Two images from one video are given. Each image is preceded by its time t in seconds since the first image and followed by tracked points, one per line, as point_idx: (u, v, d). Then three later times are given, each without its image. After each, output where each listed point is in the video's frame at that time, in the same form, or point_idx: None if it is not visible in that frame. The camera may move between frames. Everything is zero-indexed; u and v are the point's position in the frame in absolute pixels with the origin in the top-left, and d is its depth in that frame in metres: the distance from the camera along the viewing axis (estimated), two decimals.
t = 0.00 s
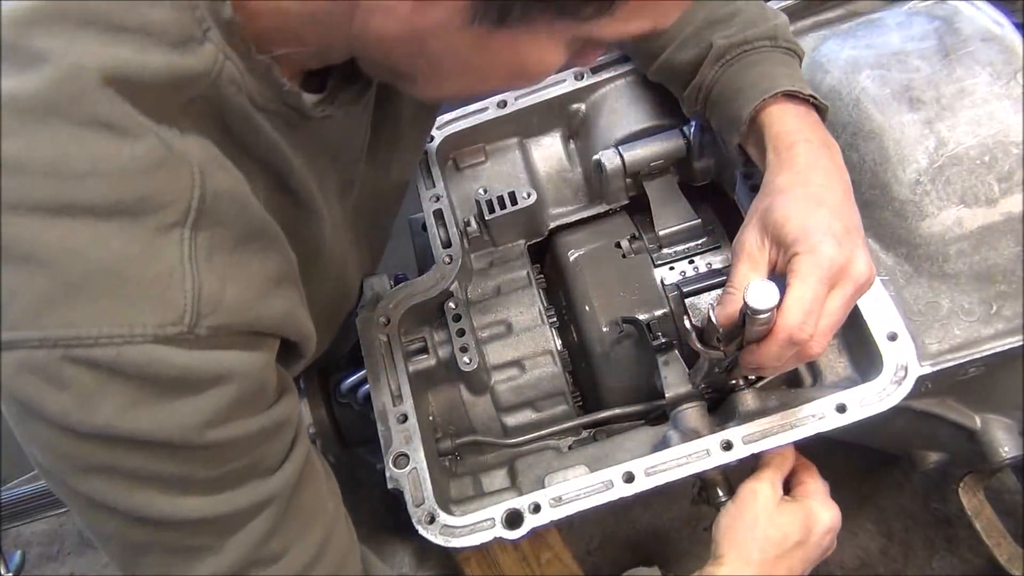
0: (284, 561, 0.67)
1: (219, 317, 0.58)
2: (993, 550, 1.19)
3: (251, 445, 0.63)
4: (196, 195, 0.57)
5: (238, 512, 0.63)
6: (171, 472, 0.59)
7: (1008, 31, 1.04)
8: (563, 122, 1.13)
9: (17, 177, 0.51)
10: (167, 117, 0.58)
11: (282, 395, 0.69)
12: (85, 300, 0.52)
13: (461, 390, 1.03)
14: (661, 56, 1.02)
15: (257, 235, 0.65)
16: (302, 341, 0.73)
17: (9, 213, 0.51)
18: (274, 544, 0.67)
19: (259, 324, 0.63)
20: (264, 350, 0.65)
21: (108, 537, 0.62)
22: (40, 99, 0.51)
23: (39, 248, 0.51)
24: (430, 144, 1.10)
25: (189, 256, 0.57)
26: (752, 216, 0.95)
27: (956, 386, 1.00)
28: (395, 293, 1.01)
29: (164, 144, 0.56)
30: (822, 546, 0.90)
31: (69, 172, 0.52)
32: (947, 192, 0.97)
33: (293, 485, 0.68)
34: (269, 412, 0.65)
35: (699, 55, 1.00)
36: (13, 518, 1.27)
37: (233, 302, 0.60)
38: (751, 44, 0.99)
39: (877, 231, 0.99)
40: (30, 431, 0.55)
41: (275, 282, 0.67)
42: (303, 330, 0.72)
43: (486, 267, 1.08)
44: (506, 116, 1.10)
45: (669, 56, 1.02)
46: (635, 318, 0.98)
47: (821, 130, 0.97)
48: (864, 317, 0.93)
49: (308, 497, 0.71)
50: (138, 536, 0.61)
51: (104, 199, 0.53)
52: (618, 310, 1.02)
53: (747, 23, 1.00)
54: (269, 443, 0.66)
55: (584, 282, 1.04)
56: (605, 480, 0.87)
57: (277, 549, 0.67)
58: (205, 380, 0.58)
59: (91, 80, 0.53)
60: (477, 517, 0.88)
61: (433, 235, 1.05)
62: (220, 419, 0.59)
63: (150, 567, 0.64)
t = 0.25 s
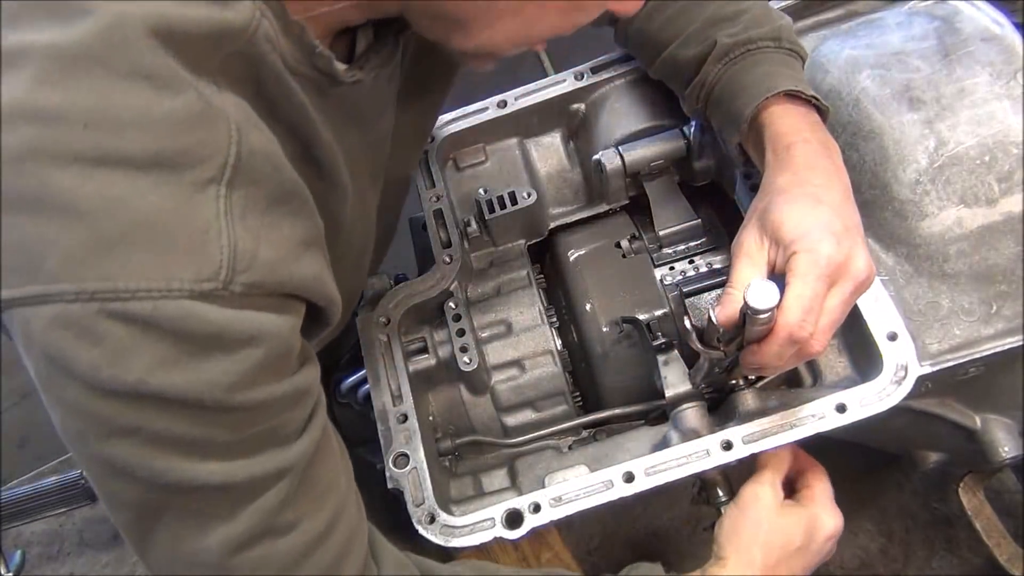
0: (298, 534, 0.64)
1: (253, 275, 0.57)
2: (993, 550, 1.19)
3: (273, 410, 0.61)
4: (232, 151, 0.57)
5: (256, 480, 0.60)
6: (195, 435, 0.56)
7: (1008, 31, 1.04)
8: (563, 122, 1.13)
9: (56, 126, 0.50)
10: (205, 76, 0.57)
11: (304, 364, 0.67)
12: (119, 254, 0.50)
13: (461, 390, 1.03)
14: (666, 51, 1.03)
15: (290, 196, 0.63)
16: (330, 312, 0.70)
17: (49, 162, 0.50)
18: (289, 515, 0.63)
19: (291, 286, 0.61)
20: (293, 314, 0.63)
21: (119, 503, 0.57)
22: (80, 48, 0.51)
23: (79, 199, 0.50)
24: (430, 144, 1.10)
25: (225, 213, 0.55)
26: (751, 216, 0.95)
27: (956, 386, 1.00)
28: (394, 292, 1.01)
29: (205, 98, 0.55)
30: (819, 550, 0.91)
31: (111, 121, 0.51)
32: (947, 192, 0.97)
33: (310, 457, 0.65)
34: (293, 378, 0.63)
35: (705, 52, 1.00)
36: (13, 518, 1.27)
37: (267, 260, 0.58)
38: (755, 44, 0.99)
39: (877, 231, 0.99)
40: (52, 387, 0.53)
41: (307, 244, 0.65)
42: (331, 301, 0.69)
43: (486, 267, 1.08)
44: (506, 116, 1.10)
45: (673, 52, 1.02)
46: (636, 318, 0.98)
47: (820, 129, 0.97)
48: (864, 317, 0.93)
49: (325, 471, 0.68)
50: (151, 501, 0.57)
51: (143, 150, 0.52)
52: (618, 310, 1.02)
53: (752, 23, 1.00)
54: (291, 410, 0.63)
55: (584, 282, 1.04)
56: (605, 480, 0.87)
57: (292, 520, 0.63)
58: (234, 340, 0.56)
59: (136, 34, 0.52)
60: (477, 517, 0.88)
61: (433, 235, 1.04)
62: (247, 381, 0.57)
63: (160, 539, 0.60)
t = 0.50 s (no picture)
0: (302, 502, 0.62)
1: (267, 228, 0.56)
2: (993, 550, 1.19)
3: (282, 371, 0.59)
4: (246, 101, 0.57)
5: (262, 444, 0.58)
6: (207, 392, 0.55)
7: (1008, 30, 1.04)
8: (563, 122, 1.13)
9: (73, 72, 0.51)
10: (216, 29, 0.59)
11: (313, 329, 0.65)
12: (130, 199, 0.50)
13: (461, 390, 1.03)
14: (670, 47, 1.02)
15: (303, 153, 0.62)
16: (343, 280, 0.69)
17: (63, 110, 0.50)
18: (294, 482, 0.61)
19: (304, 244, 0.60)
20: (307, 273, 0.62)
21: (122, 464, 0.56)
22: None
23: (94, 145, 0.50)
24: (430, 144, 1.10)
25: (238, 164, 0.55)
26: (752, 216, 0.95)
27: (956, 386, 1.00)
28: (394, 292, 1.01)
29: (216, 48, 0.57)
30: (821, 550, 0.91)
31: (126, 67, 0.52)
32: (947, 192, 0.97)
33: (318, 424, 0.64)
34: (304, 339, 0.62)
35: (710, 50, 0.99)
36: (13, 518, 1.27)
37: (280, 214, 0.58)
38: (760, 43, 0.98)
39: (877, 231, 0.99)
40: (60, 341, 0.52)
41: (319, 203, 0.64)
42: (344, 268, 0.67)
43: (486, 267, 1.08)
44: (507, 116, 1.10)
45: (677, 48, 1.01)
46: (636, 318, 0.98)
47: (821, 129, 0.97)
48: (864, 318, 0.93)
49: (333, 441, 0.66)
50: (153, 459, 0.56)
51: (157, 98, 0.53)
52: (618, 310, 1.02)
53: (759, 22, 1.00)
54: (301, 373, 0.61)
55: (583, 281, 1.04)
56: (605, 480, 0.87)
57: (297, 489, 0.62)
58: (247, 293, 0.55)
59: None
60: (477, 517, 0.88)
61: (433, 235, 1.05)
62: (259, 337, 0.56)
63: (163, 504, 0.58)
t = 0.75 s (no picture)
0: (296, 438, 0.63)
1: (263, 136, 0.59)
2: (993, 550, 1.19)
3: (278, 297, 0.62)
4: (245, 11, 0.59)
5: (257, 373, 0.60)
6: (205, 309, 0.56)
7: (1008, 31, 1.05)
8: (563, 122, 1.13)
9: None
10: None
11: (311, 260, 0.68)
12: (130, 106, 0.52)
13: (461, 390, 1.03)
14: (674, 43, 1.02)
15: (298, 73, 0.65)
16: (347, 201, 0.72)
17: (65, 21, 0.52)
18: (288, 418, 0.63)
19: (302, 158, 0.62)
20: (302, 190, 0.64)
21: (116, 392, 0.56)
22: None
23: (94, 51, 0.52)
24: (430, 144, 1.10)
25: (236, 73, 0.58)
26: (752, 216, 0.95)
27: (956, 386, 1.00)
28: (394, 293, 1.01)
29: None
30: (813, 547, 0.91)
31: None
32: (947, 192, 0.97)
33: (312, 358, 0.66)
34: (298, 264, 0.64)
35: (719, 45, 0.99)
36: (13, 518, 1.27)
37: (277, 124, 0.60)
38: (767, 43, 0.98)
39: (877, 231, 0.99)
40: (57, 257, 0.52)
41: (318, 123, 0.67)
42: (346, 188, 0.70)
43: (487, 267, 1.09)
44: (507, 116, 1.10)
45: (683, 44, 1.01)
46: (636, 318, 0.98)
47: (822, 130, 0.97)
48: (864, 318, 0.92)
49: (327, 378, 0.68)
50: (149, 388, 0.56)
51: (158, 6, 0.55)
52: (618, 309, 1.02)
53: (768, 22, 0.99)
54: (295, 300, 0.63)
55: (583, 281, 1.04)
56: (604, 480, 0.87)
57: (291, 425, 0.63)
58: (246, 207, 0.57)
59: None
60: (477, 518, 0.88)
61: (433, 235, 1.05)
62: (256, 255, 0.58)
63: (157, 436, 0.59)
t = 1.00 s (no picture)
0: (284, 417, 0.63)
1: (239, 108, 0.59)
2: (993, 550, 1.19)
3: (259, 271, 0.62)
4: None
5: (240, 350, 0.60)
6: (183, 284, 0.56)
7: (1008, 31, 1.05)
8: (563, 122, 1.13)
9: None
10: None
11: (295, 237, 0.68)
12: (105, 79, 0.54)
13: (461, 390, 1.03)
14: (675, 42, 1.02)
15: (282, 41, 0.64)
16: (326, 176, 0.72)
17: None
18: (275, 397, 0.62)
19: (279, 129, 0.63)
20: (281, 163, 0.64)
21: (103, 368, 0.57)
22: None
23: (71, 25, 0.53)
24: (430, 144, 1.10)
25: (211, 43, 0.58)
26: (752, 216, 0.95)
27: (956, 386, 1.00)
28: (393, 293, 1.01)
29: None
30: (814, 539, 0.91)
31: None
32: (947, 192, 0.97)
33: (298, 335, 0.65)
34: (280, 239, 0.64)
35: (720, 44, 0.99)
36: (13, 518, 1.27)
37: (255, 96, 0.61)
38: (769, 42, 0.98)
39: (877, 231, 0.99)
40: (40, 230, 0.54)
41: (300, 97, 0.67)
42: (327, 164, 0.70)
43: (487, 267, 1.09)
44: (507, 115, 1.10)
45: (686, 41, 1.01)
46: (636, 318, 0.98)
47: (823, 130, 0.97)
48: (864, 318, 0.92)
49: (315, 355, 0.68)
50: (132, 366, 0.57)
51: None
52: (617, 309, 1.02)
53: (771, 21, 0.99)
54: (277, 276, 0.63)
55: (583, 280, 1.04)
56: (605, 480, 0.87)
57: (279, 403, 0.63)
58: (221, 178, 0.57)
59: None
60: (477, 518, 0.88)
61: (433, 235, 1.04)
62: (232, 228, 0.58)
63: (145, 416, 0.59)
